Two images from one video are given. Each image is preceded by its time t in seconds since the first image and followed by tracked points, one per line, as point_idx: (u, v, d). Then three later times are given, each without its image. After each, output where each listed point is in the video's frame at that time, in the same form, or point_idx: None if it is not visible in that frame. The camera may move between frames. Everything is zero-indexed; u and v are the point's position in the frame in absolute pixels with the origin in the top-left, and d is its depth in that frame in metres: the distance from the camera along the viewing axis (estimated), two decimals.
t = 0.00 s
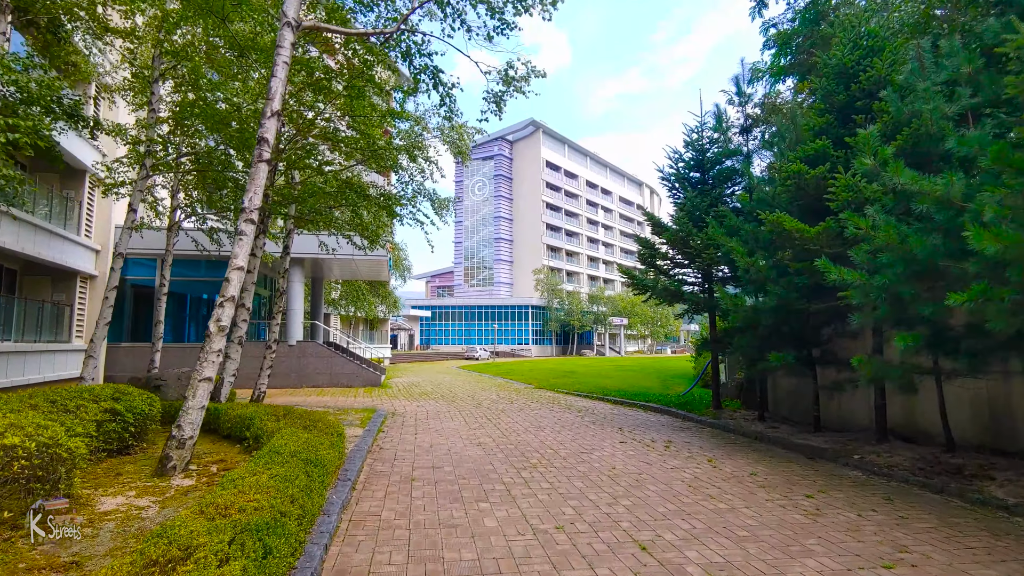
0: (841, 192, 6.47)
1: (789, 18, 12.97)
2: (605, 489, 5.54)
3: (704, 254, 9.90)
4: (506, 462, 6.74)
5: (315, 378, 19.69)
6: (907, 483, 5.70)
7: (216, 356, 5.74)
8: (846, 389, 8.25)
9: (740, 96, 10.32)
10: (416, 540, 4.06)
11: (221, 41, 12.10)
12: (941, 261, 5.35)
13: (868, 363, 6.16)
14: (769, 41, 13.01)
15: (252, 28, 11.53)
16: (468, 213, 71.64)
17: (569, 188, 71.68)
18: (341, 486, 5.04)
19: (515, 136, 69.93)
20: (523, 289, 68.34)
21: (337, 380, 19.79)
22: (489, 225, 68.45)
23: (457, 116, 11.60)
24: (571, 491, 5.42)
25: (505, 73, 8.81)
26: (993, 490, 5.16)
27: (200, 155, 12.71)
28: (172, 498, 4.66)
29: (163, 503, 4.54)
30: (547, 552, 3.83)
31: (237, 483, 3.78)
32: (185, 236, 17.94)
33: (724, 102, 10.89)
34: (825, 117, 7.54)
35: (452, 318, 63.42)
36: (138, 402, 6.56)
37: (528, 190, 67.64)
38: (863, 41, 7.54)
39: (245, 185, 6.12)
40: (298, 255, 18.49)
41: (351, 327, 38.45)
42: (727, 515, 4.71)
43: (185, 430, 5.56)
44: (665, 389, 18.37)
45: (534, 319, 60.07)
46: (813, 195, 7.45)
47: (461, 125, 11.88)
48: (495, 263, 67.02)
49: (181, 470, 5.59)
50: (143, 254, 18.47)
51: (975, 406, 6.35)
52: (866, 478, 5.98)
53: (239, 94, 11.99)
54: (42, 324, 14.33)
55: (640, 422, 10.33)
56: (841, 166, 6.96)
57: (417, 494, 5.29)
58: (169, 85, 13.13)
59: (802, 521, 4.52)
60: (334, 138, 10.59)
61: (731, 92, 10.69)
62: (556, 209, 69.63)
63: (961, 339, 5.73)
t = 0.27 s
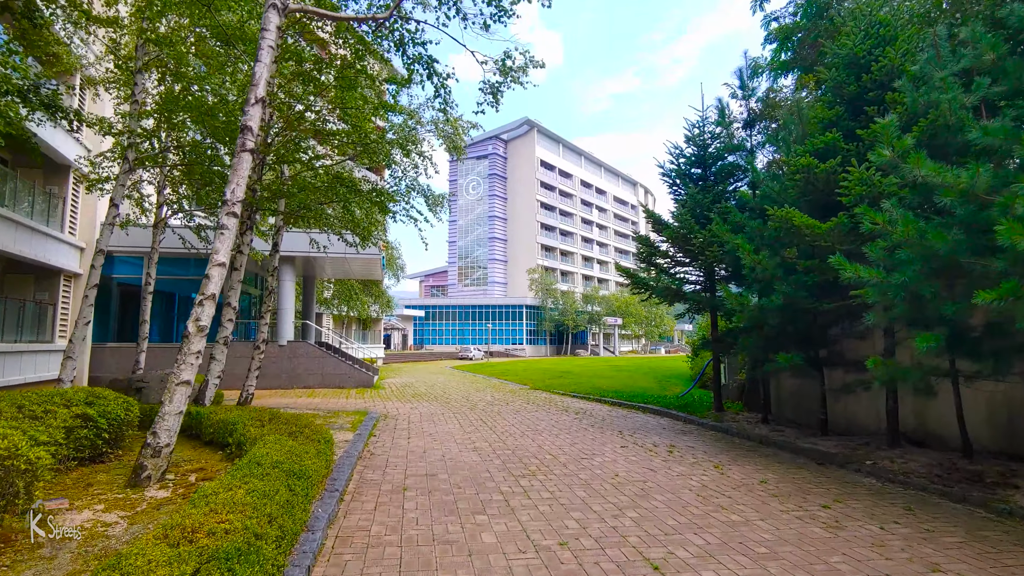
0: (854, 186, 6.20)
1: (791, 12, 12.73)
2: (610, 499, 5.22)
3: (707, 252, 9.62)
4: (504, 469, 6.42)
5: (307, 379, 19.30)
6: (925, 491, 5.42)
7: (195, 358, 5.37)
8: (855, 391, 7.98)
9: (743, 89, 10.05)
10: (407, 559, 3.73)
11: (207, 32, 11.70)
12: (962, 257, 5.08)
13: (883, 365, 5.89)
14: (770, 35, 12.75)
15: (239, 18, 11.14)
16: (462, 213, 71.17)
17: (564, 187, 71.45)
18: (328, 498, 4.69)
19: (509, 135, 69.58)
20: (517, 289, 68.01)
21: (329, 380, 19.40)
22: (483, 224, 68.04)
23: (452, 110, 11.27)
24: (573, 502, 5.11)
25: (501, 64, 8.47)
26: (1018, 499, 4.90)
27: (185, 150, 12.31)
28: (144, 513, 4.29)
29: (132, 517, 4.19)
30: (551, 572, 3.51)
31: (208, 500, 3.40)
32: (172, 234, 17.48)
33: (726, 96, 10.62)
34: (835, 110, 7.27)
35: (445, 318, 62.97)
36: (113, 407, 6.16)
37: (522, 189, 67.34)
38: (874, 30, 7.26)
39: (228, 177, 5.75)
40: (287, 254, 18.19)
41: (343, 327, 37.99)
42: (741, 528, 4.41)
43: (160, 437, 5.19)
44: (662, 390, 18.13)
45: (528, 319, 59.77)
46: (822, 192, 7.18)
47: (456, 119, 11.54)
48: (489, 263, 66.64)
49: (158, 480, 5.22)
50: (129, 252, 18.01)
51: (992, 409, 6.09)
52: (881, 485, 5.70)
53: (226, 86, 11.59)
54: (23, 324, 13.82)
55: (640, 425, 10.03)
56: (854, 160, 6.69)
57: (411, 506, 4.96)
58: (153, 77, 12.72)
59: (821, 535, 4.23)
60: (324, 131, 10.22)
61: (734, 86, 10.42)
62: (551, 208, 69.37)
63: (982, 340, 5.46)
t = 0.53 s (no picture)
0: (866, 176, 5.93)
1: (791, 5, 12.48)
2: (615, 507, 4.89)
3: (708, 248, 9.33)
4: (500, 474, 6.08)
5: (295, 379, 18.87)
6: (945, 496, 5.14)
7: (168, 357, 4.99)
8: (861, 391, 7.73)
9: (745, 81, 9.76)
10: None
11: (190, 19, 11.25)
12: (986, 250, 4.81)
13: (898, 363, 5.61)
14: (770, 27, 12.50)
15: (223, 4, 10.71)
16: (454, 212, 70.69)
17: (557, 187, 71.22)
18: (311, 508, 4.33)
19: (502, 134, 69.23)
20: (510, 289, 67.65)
21: (318, 380, 18.97)
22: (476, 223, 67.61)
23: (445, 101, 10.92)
24: (574, 509, 4.79)
25: (496, 50, 8.12)
26: None
27: (167, 142, 11.87)
28: (107, 526, 3.91)
29: (94, 531, 3.83)
30: None
31: (172, 516, 3.00)
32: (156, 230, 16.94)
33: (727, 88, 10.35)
34: (844, 98, 7.00)
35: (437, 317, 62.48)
36: (82, 409, 5.75)
37: (515, 188, 67.03)
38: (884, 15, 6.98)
39: (206, 163, 5.36)
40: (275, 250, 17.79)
41: (334, 327, 37.47)
42: (757, 539, 4.10)
43: (130, 442, 4.80)
44: (657, 390, 17.89)
45: (520, 319, 59.47)
46: (830, 183, 6.91)
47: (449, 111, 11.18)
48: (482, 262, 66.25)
49: (128, 487, 4.84)
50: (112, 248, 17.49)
51: (1010, 409, 5.83)
52: (897, 490, 5.42)
53: (209, 76, 11.15)
54: None
55: (639, 426, 9.73)
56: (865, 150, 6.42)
57: (401, 515, 4.61)
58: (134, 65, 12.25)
59: (845, 546, 3.92)
60: (312, 121, 9.84)
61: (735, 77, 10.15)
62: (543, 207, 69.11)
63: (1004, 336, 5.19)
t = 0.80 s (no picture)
0: (884, 169, 5.63)
1: None
2: (624, 522, 4.55)
3: (713, 246, 9.01)
4: (499, 485, 5.73)
5: (286, 381, 18.45)
6: (974, 510, 4.83)
7: (141, 362, 4.61)
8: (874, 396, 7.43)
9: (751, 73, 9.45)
10: None
11: (176, 8, 10.84)
12: (1019, 247, 4.50)
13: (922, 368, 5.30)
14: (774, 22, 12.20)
15: None
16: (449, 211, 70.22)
17: (552, 186, 70.94)
18: (295, 527, 3.97)
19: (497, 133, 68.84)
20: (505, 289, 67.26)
21: (310, 382, 18.56)
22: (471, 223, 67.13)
23: (440, 94, 10.56)
24: (580, 526, 4.45)
25: (494, 39, 7.76)
26: None
27: (151, 136, 11.43)
28: (66, 550, 3.53)
29: (53, 554, 3.47)
30: None
31: (128, 549, 2.62)
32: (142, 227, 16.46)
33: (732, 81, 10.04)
34: (859, 90, 6.70)
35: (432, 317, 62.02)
36: (51, 417, 5.36)
37: (510, 187, 66.69)
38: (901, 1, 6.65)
39: (184, 152, 4.98)
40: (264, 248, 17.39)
41: (327, 327, 36.99)
42: (780, 560, 3.78)
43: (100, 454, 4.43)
44: (657, 392, 17.63)
45: (515, 319, 59.14)
46: (844, 178, 6.61)
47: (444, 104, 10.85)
48: (476, 261, 65.84)
49: (97, 502, 4.47)
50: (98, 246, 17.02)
51: None
52: (922, 504, 5.10)
53: (196, 68, 10.74)
54: None
55: (641, 430, 9.40)
56: (883, 143, 6.11)
57: (394, 533, 4.26)
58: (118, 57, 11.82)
59: (878, 569, 3.60)
60: (302, 114, 9.46)
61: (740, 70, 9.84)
62: (539, 207, 68.81)
63: None
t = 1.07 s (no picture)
0: (911, 157, 5.31)
1: None
2: (640, 535, 4.22)
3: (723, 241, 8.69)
4: (503, 493, 5.39)
5: (282, 381, 18.09)
6: (1014, 520, 4.51)
7: (118, 362, 4.27)
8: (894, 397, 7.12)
9: (762, 63, 9.13)
10: None
11: None
12: None
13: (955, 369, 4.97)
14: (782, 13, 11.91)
15: None
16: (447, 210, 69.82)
17: (551, 185, 70.65)
18: (284, 542, 3.62)
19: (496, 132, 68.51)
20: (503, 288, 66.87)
21: (306, 382, 18.21)
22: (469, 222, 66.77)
23: (440, 85, 10.22)
24: (594, 539, 4.12)
25: (497, 24, 7.44)
26: None
27: (142, 128, 11.07)
28: (25, 571, 3.19)
29: None
30: None
31: None
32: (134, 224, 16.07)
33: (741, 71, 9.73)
34: (880, 77, 6.38)
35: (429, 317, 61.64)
36: (24, 421, 5.01)
37: (509, 186, 66.39)
38: None
39: (166, 136, 4.64)
40: (258, 246, 17.05)
41: (323, 327, 36.61)
42: None
43: (75, 462, 4.10)
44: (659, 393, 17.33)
45: (513, 318, 58.83)
46: (865, 169, 6.29)
47: (443, 95, 10.51)
48: (475, 261, 65.49)
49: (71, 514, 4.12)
50: (90, 243, 16.64)
51: None
52: (957, 513, 4.78)
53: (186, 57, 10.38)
54: None
55: (648, 433, 9.08)
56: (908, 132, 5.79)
57: (392, 547, 3.92)
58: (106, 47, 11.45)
59: None
60: (296, 105, 9.12)
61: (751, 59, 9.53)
62: (537, 206, 68.51)
63: None
